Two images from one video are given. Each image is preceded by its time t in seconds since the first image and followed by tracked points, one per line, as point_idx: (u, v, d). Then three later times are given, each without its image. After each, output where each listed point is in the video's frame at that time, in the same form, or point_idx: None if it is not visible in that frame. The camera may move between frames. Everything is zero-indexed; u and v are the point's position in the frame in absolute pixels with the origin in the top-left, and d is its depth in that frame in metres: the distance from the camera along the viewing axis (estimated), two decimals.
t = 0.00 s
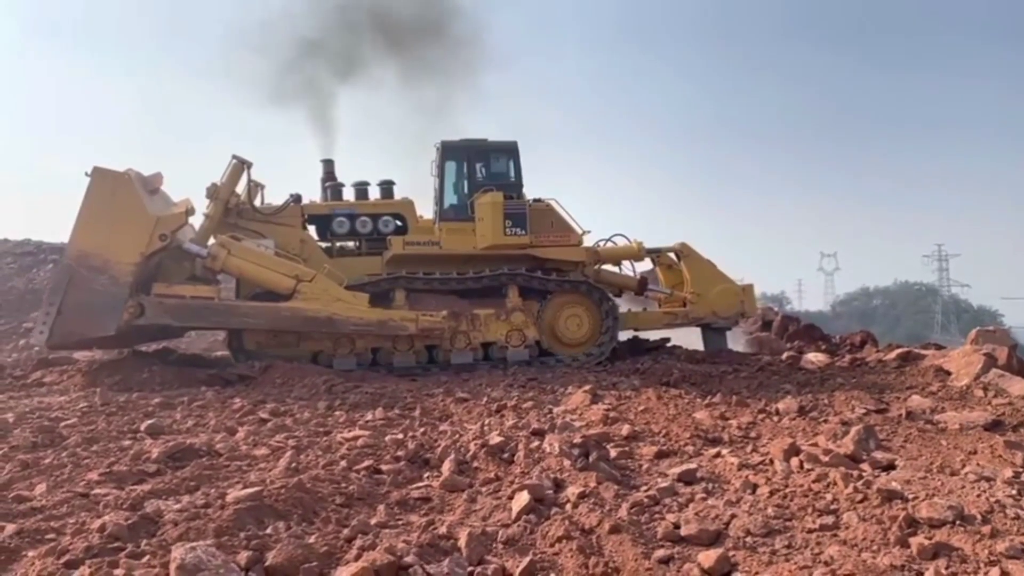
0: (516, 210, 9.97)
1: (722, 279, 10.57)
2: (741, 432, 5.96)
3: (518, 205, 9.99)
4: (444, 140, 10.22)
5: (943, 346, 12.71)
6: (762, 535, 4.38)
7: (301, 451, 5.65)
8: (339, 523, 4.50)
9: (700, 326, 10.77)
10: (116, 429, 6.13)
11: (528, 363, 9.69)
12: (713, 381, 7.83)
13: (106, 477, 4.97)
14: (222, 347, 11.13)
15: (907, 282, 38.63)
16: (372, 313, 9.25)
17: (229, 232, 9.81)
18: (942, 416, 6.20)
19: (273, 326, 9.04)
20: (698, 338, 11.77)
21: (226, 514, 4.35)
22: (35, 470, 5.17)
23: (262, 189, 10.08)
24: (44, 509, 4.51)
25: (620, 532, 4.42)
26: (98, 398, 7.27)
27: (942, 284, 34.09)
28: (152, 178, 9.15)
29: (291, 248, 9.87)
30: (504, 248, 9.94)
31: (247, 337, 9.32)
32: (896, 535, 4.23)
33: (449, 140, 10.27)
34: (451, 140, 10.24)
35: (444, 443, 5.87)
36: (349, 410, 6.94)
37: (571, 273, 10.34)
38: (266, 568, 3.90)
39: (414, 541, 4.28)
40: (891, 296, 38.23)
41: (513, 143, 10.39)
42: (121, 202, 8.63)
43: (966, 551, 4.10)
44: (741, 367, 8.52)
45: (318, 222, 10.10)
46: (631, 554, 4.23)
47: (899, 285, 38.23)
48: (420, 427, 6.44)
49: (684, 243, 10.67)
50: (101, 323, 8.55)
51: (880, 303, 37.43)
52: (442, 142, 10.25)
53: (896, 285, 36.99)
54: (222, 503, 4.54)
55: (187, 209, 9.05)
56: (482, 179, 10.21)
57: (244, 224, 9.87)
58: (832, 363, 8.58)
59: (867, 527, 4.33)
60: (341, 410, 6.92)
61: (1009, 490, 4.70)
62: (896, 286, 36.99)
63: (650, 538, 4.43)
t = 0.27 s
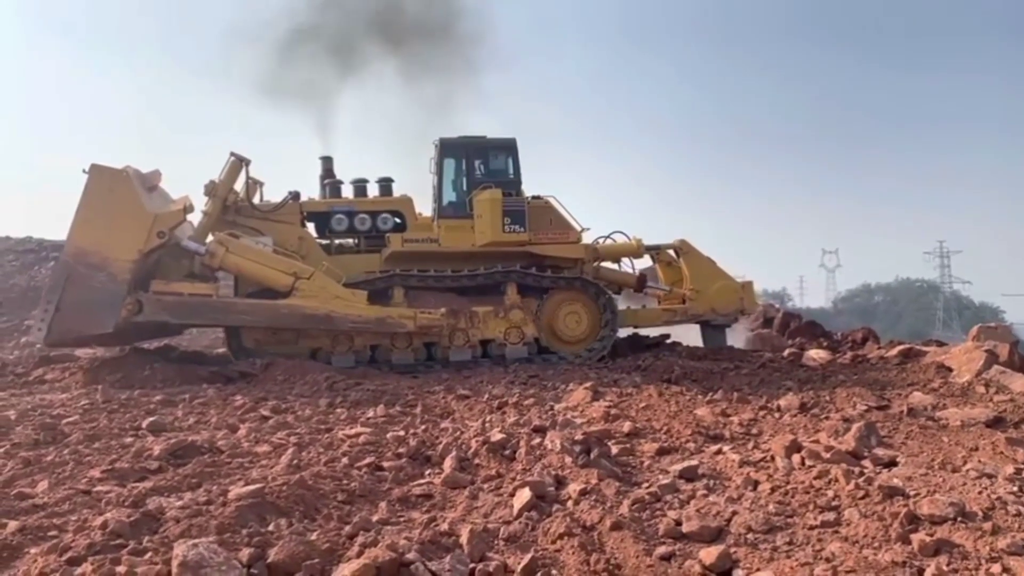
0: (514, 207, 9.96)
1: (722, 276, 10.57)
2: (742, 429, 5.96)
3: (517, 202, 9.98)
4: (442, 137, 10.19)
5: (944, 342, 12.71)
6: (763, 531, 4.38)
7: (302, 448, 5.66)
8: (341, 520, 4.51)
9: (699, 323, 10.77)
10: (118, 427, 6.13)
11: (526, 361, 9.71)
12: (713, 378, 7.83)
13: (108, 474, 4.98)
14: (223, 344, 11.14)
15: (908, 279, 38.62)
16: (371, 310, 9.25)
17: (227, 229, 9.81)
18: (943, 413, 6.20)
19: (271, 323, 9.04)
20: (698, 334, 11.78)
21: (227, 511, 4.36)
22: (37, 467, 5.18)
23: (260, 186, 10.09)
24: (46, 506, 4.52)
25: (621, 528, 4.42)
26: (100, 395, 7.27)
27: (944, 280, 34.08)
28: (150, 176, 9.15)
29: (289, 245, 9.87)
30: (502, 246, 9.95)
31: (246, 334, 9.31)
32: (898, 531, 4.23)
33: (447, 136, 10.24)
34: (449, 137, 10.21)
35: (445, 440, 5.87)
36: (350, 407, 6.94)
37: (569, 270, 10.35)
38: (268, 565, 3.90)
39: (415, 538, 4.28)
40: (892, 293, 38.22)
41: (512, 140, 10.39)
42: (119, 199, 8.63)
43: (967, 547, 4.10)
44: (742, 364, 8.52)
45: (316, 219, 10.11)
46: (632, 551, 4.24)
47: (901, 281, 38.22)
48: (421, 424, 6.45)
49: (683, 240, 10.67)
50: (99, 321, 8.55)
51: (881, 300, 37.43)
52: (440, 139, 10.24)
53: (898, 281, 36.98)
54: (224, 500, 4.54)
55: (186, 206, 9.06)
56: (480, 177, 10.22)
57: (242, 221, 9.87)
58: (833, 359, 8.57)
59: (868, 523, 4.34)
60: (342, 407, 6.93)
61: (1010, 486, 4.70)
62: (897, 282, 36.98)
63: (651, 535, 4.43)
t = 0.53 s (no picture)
0: (512, 204, 9.96)
1: (721, 273, 10.56)
2: (742, 426, 5.96)
3: (515, 200, 9.97)
4: (439, 135, 10.20)
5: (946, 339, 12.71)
6: (763, 528, 4.39)
7: (303, 445, 5.66)
8: (341, 517, 4.51)
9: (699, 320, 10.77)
10: (119, 424, 6.14)
11: (526, 357, 9.70)
12: (714, 374, 7.84)
13: (108, 471, 4.98)
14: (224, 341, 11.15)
15: (910, 275, 38.60)
16: (368, 308, 9.24)
17: (225, 227, 9.81)
18: (943, 409, 6.20)
19: (269, 321, 9.04)
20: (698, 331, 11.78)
21: (228, 508, 4.36)
22: (38, 464, 5.18)
23: (258, 184, 10.08)
24: (47, 503, 4.52)
25: (622, 525, 4.43)
26: (101, 392, 7.28)
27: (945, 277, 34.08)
28: (147, 174, 9.15)
29: (286, 243, 9.87)
30: (500, 243, 9.94)
31: (243, 332, 9.32)
32: (898, 528, 4.23)
33: (444, 134, 10.24)
34: (447, 134, 10.21)
35: (446, 437, 5.87)
36: (351, 404, 6.95)
37: (568, 266, 10.35)
38: (269, 562, 3.90)
39: (416, 535, 4.29)
40: (893, 289, 38.21)
41: (510, 136, 10.38)
42: (115, 197, 8.63)
43: (968, 543, 4.11)
44: (743, 360, 8.52)
45: (314, 216, 10.10)
46: (632, 548, 4.24)
47: (902, 278, 38.21)
48: (422, 420, 6.45)
49: (683, 237, 10.67)
50: (96, 320, 8.56)
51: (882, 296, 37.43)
52: (438, 136, 10.23)
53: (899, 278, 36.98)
54: (225, 497, 4.54)
55: (183, 204, 9.06)
56: (478, 174, 10.21)
57: (240, 219, 9.87)
58: (834, 356, 8.57)
59: (869, 520, 4.34)
60: (343, 404, 6.93)
61: (1011, 482, 4.70)
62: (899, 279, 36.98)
63: (652, 531, 4.43)
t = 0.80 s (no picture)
0: (512, 202, 9.96)
1: (721, 270, 10.56)
2: (743, 423, 5.96)
3: (515, 197, 9.98)
4: (439, 132, 10.20)
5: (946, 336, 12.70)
6: (764, 525, 4.39)
7: (304, 442, 5.66)
8: (342, 513, 4.52)
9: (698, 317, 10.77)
10: (120, 421, 6.14)
11: (526, 355, 9.70)
12: (715, 372, 7.85)
13: (109, 469, 4.98)
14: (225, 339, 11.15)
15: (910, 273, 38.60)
16: (368, 306, 9.24)
17: (225, 225, 9.81)
18: (944, 407, 6.20)
19: (269, 319, 9.04)
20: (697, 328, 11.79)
21: (230, 505, 4.36)
22: (39, 461, 5.18)
23: (257, 182, 10.07)
24: (48, 500, 4.53)
25: (623, 522, 4.43)
26: (101, 389, 7.28)
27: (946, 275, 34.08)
28: (147, 172, 9.14)
29: (286, 241, 9.87)
30: (500, 240, 9.92)
31: (243, 331, 9.33)
32: (899, 525, 4.24)
33: (444, 132, 10.24)
34: (446, 132, 10.22)
35: (446, 434, 5.87)
36: (352, 401, 6.95)
37: (568, 264, 10.35)
38: (270, 559, 3.91)
39: (417, 532, 4.29)
40: (894, 287, 38.21)
41: (509, 134, 10.38)
42: (115, 196, 8.63)
43: (969, 540, 4.11)
44: (743, 358, 8.52)
45: (314, 214, 10.10)
46: (633, 545, 4.24)
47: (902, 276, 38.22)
48: (423, 418, 6.45)
49: (682, 234, 10.67)
50: (96, 318, 8.55)
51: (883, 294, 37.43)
52: (438, 134, 10.23)
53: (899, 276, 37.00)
54: (226, 494, 4.55)
55: (184, 202, 9.06)
56: (478, 171, 10.20)
57: (239, 217, 9.86)
58: (835, 353, 8.56)
59: (869, 517, 4.34)
60: (343, 401, 6.94)
61: (1011, 479, 4.70)
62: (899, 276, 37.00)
63: (653, 528, 4.44)
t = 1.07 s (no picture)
0: (512, 200, 9.96)
1: (721, 269, 10.56)
2: (744, 421, 5.96)
3: (514, 196, 9.98)
4: (438, 131, 10.21)
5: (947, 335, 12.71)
6: (765, 523, 4.39)
7: (305, 440, 5.67)
8: (343, 512, 4.52)
9: (698, 315, 10.77)
10: (121, 419, 6.14)
11: (526, 353, 9.70)
12: (715, 370, 7.85)
13: (111, 466, 4.99)
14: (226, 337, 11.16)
15: (911, 271, 38.60)
16: (368, 305, 9.24)
17: (225, 224, 9.82)
18: (945, 405, 6.20)
19: (269, 318, 9.05)
20: (697, 327, 11.79)
21: (231, 503, 4.37)
22: (40, 459, 5.19)
23: (257, 180, 10.07)
24: (49, 498, 4.53)
25: (623, 520, 4.44)
26: (102, 388, 7.28)
27: (946, 273, 34.08)
28: (146, 171, 9.15)
29: (286, 239, 9.87)
30: (500, 239, 9.92)
31: (244, 329, 9.32)
32: (900, 523, 4.24)
33: (444, 130, 10.25)
34: (446, 130, 10.22)
35: (447, 432, 5.88)
36: (352, 400, 6.95)
37: (568, 262, 10.35)
38: (271, 556, 3.91)
39: (417, 530, 4.29)
40: (895, 285, 38.21)
41: (509, 132, 10.38)
42: (115, 195, 8.63)
43: (969, 539, 4.11)
44: (744, 356, 8.52)
45: (314, 212, 10.10)
46: (634, 543, 4.25)
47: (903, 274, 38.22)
48: (423, 416, 6.46)
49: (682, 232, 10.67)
50: (95, 317, 8.55)
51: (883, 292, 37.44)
52: (437, 132, 10.23)
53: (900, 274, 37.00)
54: (227, 492, 4.55)
55: (184, 201, 9.06)
56: (478, 170, 10.20)
57: (239, 215, 9.87)
58: (835, 351, 8.56)
59: (870, 515, 4.34)
60: (344, 400, 6.94)
61: (1012, 478, 4.70)
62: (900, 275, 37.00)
63: (653, 526, 4.44)
